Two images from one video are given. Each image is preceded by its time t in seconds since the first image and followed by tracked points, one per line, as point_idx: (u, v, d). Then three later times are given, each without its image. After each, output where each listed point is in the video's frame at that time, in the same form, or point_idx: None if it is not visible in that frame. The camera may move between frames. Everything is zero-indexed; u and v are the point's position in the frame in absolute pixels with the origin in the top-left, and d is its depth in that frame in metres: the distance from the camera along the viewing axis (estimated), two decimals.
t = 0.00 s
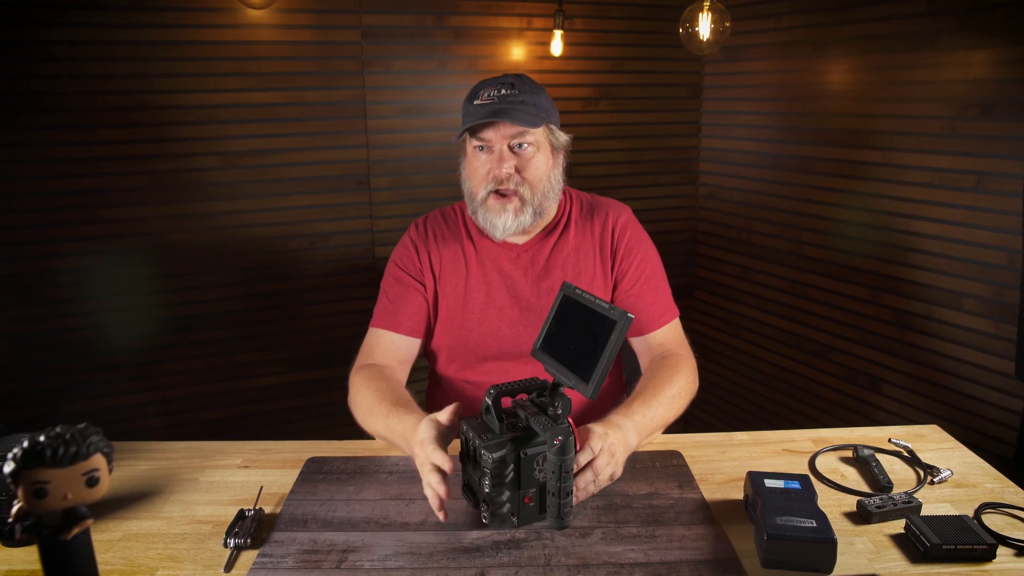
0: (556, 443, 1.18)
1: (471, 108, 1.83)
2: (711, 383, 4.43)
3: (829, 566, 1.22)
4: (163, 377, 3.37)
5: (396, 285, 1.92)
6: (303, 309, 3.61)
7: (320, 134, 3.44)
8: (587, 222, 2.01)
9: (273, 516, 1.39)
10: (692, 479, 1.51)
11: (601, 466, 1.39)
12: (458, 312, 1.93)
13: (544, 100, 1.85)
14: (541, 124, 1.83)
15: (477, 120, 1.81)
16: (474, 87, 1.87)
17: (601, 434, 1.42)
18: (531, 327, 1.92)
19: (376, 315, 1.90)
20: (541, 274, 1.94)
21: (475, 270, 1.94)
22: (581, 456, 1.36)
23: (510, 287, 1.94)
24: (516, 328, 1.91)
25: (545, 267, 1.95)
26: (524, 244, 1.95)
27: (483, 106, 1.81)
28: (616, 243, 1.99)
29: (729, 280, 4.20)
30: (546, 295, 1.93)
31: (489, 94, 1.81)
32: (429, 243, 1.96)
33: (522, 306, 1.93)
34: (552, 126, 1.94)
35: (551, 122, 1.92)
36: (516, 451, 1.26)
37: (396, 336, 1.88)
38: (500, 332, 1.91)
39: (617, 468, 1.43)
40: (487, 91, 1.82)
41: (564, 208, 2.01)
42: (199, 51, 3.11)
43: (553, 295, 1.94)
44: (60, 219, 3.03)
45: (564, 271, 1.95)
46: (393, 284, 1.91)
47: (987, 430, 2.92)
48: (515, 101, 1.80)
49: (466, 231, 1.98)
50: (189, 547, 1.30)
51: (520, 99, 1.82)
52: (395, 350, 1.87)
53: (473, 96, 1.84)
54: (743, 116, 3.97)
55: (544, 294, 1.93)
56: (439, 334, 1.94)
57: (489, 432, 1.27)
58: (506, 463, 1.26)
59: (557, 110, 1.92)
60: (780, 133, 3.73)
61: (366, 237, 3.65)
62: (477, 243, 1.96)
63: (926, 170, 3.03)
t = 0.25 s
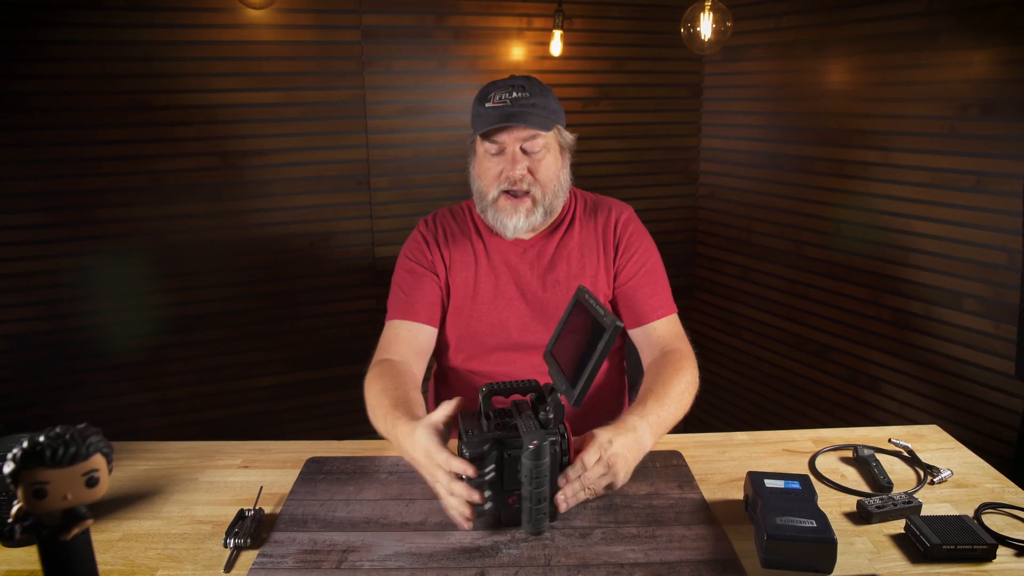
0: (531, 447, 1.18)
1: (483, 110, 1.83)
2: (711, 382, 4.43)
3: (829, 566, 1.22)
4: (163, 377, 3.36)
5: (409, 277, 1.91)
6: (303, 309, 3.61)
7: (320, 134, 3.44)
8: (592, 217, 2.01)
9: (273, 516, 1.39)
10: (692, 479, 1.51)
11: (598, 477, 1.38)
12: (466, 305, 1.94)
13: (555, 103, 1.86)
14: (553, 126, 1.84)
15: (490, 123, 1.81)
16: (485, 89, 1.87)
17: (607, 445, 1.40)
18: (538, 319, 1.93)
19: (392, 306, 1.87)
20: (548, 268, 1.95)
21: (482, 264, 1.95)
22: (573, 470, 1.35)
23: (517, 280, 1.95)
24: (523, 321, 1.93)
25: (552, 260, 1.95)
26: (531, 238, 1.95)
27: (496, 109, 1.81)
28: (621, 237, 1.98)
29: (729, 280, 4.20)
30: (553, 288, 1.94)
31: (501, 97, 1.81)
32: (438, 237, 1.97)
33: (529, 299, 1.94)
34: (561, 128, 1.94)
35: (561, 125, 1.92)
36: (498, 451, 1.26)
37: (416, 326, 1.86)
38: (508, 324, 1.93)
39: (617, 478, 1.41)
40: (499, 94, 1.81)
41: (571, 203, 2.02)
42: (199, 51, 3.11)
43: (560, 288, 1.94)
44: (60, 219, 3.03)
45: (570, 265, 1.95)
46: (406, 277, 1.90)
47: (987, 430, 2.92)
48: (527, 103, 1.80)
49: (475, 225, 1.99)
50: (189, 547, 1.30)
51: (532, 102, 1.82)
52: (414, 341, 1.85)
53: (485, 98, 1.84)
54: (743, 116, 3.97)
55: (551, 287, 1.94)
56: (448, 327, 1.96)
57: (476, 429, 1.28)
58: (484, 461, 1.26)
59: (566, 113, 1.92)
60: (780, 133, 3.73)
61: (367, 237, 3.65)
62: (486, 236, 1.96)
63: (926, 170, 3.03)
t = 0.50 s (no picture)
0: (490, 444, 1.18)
1: (491, 110, 1.84)
2: (711, 382, 4.43)
3: (829, 566, 1.22)
4: (163, 377, 3.36)
5: (407, 280, 1.94)
6: (303, 309, 3.61)
7: (320, 134, 3.44)
8: (594, 217, 2.01)
9: (273, 516, 1.39)
10: (692, 479, 1.51)
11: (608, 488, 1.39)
12: (467, 303, 1.94)
13: (561, 103, 1.87)
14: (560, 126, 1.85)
15: (498, 123, 1.82)
16: (492, 88, 1.88)
17: (620, 458, 1.41)
18: (539, 317, 1.92)
19: (388, 310, 1.91)
20: (549, 266, 1.95)
21: (483, 262, 1.95)
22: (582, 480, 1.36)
23: (518, 279, 1.94)
24: (524, 319, 1.92)
25: (553, 259, 1.95)
26: (533, 237, 1.96)
27: (504, 109, 1.82)
28: (622, 237, 1.98)
29: (729, 280, 4.20)
30: (554, 287, 1.94)
31: (509, 97, 1.82)
32: (439, 236, 1.98)
33: (531, 298, 1.93)
34: (566, 128, 1.96)
35: (567, 125, 1.93)
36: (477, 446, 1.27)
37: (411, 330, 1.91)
38: (508, 322, 1.92)
39: (627, 491, 1.41)
40: (507, 94, 1.82)
41: (574, 203, 2.02)
42: (200, 51, 3.11)
43: (561, 286, 1.94)
44: (60, 219, 3.03)
45: (572, 263, 1.95)
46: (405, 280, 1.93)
47: (987, 430, 2.92)
48: (534, 104, 1.82)
49: (476, 224, 1.99)
50: (189, 547, 1.30)
51: (539, 103, 1.84)
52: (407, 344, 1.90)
53: (492, 98, 1.85)
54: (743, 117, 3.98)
55: (552, 286, 1.94)
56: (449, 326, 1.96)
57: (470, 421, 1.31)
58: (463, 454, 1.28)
59: (571, 114, 1.94)
60: (781, 133, 3.73)
61: (367, 237, 3.65)
62: (487, 236, 1.97)
63: (926, 170, 3.03)
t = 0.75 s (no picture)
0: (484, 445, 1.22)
1: (493, 109, 1.84)
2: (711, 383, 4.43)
3: (828, 566, 1.22)
4: (163, 377, 3.37)
5: (406, 284, 1.95)
6: (303, 309, 3.61)
7: (320, 134, 3.44)
8: (592, 218, 2.01)
9: (273, 516, 1.39)
10: (692, 479, 1.51)
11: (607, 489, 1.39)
12: (466, 306, 1.94)
13: (563, 104, 1.88)
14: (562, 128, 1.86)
15: (500, 123, 1.82)
16: (496, 87, 1.88)
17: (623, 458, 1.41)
18: (538, 318, 1.93)
19: (389, 314, 1.94)
20: (547, 268, 1.95)
21: (482, 264, 1.95)
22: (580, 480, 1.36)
23: (517, 281, 1.94)
24: (522, 321, 1.92)
25: (551, 261, 1.95)
26: (532, 238, 1.95)
27: (507, 109, 1.82)
28: (621, 238, 1.98)
29: (729, 280, 4.20)
30: (553, 288, 1.94)
31: (512, 97, 1.83)
32: (437, 238, 1.98)
33: (529, 299, 1.93)
34: (568, 129, 1.96)
35: (569, 126, 1.94)
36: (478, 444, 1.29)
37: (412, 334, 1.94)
38: (507, 324, 1.92)
39: (628, 491, 1.40)
40: (509, 94, 1.83)
41: (573, 205, 2.01)
42: (200, 51, 3.11)
43: (560, 288, 1.94)
44: (60, 219, 3.03)
45: (570, 265, 1.95)
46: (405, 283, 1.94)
47: (987, 430, 2.92)
48: (537, 104, 1.82)
49: (475, 226, 1.99)
50: (189, 547, 1.30)
51: (543, 103, 1.84)
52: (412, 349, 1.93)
53: (495, 97, 1.85)
54: (743, 117, 3.98)
55: (551, 287, 1.94)
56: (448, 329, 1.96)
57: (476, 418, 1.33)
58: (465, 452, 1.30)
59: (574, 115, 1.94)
60: (781, 133, 3.73)
61: (367, 237, 3.65)
62: (485, 237, 1.97)
63: (926, 170, 3.03)
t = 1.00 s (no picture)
0: (523, 451, 1.13)
1: (493, 110, 1.84)
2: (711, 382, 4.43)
3: (829, 566, 1.22)
4: (163, 377, 3.37)
5: (407, 280, 1.92)
6: (303, 309, 3.61)
7: (320, 134, 3.44)
8: (592, 217, 2.02)
9: (273, 516, 1.39)
10: (692, 479, 1.51)
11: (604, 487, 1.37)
12: (467, 305, 1.94)
13: (562, 103, 1.87)
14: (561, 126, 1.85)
15: (499, 123, 1.81)
16: (494, 87, 1.88)
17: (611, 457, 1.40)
18: (540, 318, 1.93)
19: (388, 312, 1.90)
20: (549, 267, 1.95)
21: (483, 264, 1.95)
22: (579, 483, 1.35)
23: (518, 280, 1.95)
24: (525, 320, 1.93)
25: (553, 260, 1.96)
26: (532, 238, 1.95)
27: (505, 109, 1.82)
28: (620, 237, 1.98)
29: (729, 280, 4.20)
30: (554, 288, 1.94)
31: (512, 98, 1.81)
32: (438, 238, 1.97)
33: (531, 299, 1.94)
34: (566, 129, 1.96)
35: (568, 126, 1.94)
36: (493, 452, 1.23)
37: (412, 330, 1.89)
38: (509, 324, 1.92)
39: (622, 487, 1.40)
40: (509, 95, 1.81)
41: (573, 204, 2.02)
42: (200, 51, 3.11)
43: (561, 287, 1.94)
44: (60, 219, 3.03)
45: (571, 264, 1.95)
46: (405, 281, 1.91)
47: (986, 429, 2.92)
48: (537, 104, 1.81)
49: (475, 226, 1.99)
50: (189, 547, 1.30)
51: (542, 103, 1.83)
52: (411, 345, 1.88)
53: (494, 97, 1.84)
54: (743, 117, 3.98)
55: (553, 287, 1.94)
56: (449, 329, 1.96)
57: (474, 432, 1.26)
58: (480, 464, 1.23)
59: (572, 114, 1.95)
60: (781, 133, 3.73)
61: (367, 238, 3.65)
62: (486, 238, 1.97)
63: (926, 170, 3.03)
